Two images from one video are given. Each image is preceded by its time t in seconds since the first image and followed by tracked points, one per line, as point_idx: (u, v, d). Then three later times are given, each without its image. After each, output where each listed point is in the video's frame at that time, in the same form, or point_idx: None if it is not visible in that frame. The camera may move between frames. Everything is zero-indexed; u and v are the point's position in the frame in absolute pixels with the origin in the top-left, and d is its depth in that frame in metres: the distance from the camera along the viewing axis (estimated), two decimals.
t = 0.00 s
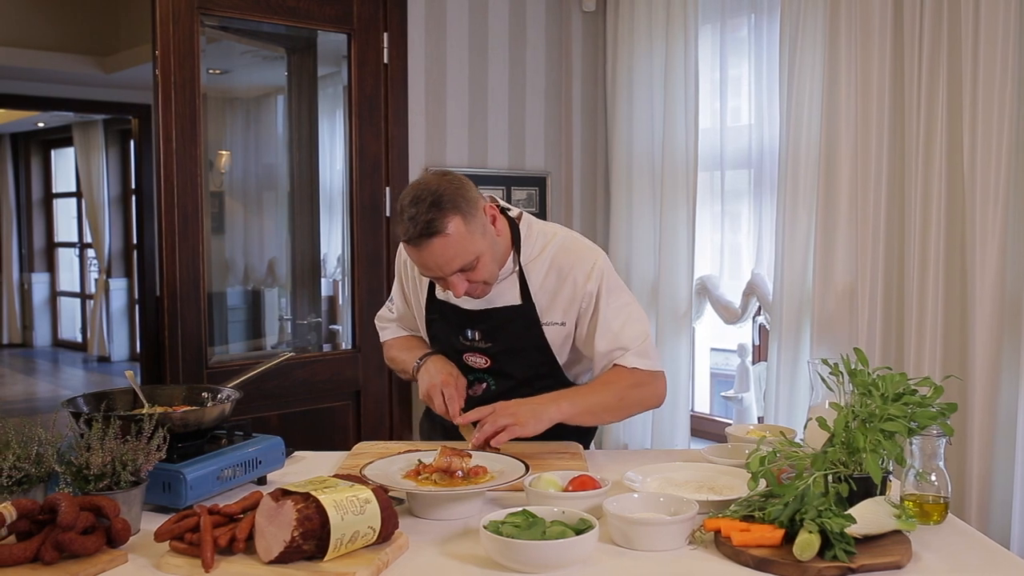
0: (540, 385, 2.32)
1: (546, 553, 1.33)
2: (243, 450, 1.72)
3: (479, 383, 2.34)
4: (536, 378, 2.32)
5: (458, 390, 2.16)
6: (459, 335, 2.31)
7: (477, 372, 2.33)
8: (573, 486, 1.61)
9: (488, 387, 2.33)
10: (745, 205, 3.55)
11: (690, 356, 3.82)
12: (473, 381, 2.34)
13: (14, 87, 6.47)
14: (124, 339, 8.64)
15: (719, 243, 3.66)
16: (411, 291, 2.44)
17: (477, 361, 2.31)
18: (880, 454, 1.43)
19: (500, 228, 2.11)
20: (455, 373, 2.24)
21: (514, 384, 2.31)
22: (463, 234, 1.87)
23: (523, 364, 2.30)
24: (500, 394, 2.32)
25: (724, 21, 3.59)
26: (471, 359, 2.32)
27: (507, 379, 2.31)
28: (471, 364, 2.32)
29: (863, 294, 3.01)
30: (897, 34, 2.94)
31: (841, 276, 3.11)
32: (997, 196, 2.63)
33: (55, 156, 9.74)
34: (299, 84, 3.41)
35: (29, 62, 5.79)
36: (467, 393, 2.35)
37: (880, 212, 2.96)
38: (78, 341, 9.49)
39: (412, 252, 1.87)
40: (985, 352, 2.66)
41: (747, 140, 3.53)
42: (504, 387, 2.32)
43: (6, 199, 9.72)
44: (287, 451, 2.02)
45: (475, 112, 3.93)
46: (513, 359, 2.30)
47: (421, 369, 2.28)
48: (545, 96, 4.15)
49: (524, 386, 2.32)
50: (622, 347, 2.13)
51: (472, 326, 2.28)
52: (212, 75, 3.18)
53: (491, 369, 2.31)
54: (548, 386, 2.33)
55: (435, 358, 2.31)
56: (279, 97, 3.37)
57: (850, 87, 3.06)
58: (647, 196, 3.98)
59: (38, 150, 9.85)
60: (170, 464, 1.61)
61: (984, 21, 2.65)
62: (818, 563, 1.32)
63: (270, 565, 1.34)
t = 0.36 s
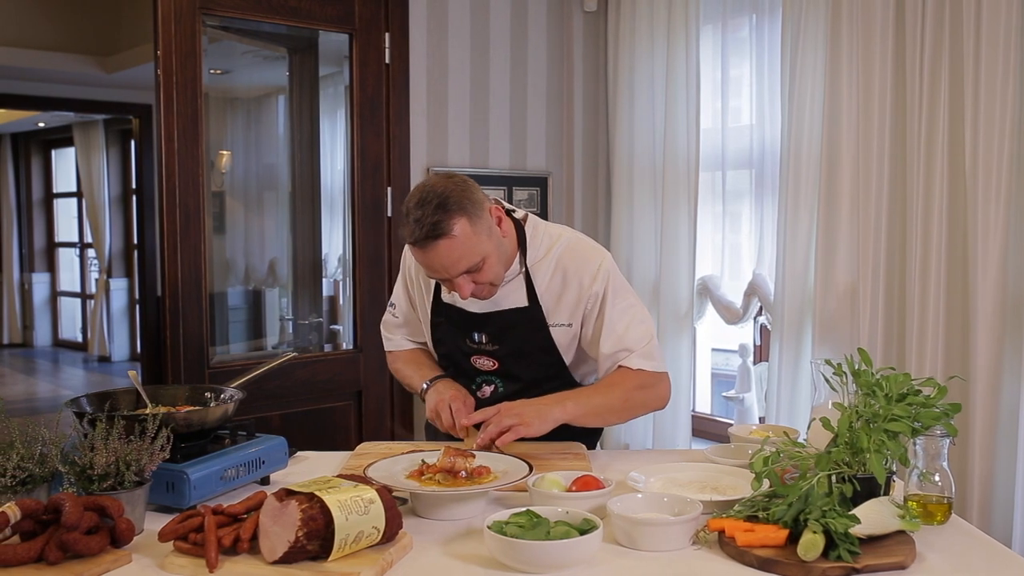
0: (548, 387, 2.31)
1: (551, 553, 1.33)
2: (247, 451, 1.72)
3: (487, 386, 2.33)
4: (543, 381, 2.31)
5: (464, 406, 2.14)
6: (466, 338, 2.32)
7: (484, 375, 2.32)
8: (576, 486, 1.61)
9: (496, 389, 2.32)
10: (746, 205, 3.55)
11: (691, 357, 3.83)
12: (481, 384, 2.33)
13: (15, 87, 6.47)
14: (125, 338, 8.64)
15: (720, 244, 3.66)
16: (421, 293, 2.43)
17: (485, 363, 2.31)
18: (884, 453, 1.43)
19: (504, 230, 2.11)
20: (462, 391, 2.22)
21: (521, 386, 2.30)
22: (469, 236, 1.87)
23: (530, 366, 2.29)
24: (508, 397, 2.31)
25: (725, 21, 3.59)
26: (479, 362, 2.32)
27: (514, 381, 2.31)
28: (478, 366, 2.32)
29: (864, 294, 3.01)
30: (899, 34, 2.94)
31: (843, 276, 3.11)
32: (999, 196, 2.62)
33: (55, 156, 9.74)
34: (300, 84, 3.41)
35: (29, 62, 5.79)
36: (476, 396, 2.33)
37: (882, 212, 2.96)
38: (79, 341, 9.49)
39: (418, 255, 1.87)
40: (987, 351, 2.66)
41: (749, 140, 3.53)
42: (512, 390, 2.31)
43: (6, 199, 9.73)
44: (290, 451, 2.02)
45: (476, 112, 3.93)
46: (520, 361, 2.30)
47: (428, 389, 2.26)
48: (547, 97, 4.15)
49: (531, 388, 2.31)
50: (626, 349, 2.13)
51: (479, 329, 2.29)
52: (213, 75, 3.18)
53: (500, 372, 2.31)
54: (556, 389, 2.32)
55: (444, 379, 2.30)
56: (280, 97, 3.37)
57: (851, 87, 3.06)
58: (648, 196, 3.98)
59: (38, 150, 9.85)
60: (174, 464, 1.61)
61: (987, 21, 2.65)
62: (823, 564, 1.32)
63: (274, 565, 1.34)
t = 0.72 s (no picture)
0: (547, 386, 2.31)
1: (553, 553, 1.33)
2: (248, 451, 1.72)
3: (486, 385, 2.31)
4: (542, 380, 2.30)
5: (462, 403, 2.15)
6: (465, 337, 2.31)
7: (483, 374, 2.31)
8: (578, 486, 1.61)
9: (494, 388, 2.31)
10: (746, 205, 3.55)
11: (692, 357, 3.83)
12: (480, 383, 2.32)
13: (16, 87, 6.47)
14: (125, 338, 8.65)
15: (721, 244, 3.66)
16: (416, 297, 2.44)
17: (483, 363, 2.30)
18: (886, 454, 1.42)
19: (501, 227, 2.11)
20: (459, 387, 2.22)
21: (520, 385, 2.29)
22: (466, 230, 1.87)
23: (528, 365, 2.29)
24: (506, 396, 2.30)
25: (725, 22, 3.59)
26: (477, 361, 2.31)
27: (512, 379, 2.30)
28: (476, 366, 2.31)
29: (865, 294, 3.01)
30: (900, 34, 2.94)
31: (843, 276, 3.11)
32: (1000, 195, 2.62)
33: (55, 156, 9.74)
34: (300, 84, 3.41)
35: (29, 62, 5.79)
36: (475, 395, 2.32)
37: (882, 212, 2.96)
38: (79, 341, 9.48)
39: (415, 249, 1.87)
40: (988, 351, 2.66)
41: (749, 140, 3.53)
42: (510, 389, 2.30)
43: (6, 199, 9.73)
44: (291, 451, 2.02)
45: (476, 112, 3.93)
46: (519, 360, 2.29)
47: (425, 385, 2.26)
48: (547, 97, 4.15)
49: (530, 387, 2.30)
50: (624, 347, 2.14)
51: (477, 328, 2.29)
52: (214, 76, 3.18)
53: (498, 371, 2.30)
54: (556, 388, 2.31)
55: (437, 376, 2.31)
56: (280, 97, 3.37)
57: (852, 87, 3.06)
58: (648, 196, 3.98)
59: (38, 150, 9.85)
60: (175, 464, 1.61)
61: (988, 22, 2.65)
62: (825, 564, 1.32)
63: (276, 565, 1.34)
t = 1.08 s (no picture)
0: (546, 386, 2.31)
1: (555, 553, 1.33)
2: (250, 451, 1.72)
3: (483, 385, 2.31)
4: (540, 380, 2.30)
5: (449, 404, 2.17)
6: (461, 338, 2.31)
7: (480, 374, 2.31)
8: (580, 486, 1.61)
9: (492, 389, 2.31)
10: (747, 205, 3.55)
11: (692, 357, 3.83)
12: (477, 383, 2.32)
13: (17, 87, 6.47)
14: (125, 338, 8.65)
15: (721, 244, 3.66)
16: (414, 298, 2.43)
17: (480, 364, 2.30)
18: (888, 454, 1.42)
19: (501, 226, 2.12)
20: (443, 390, 2.23)
21: (518, 385, 2.29)
22: (469, 228, 1.87)
23: (526, 365, 2.28)
24: (504, 396, 2.29)
25: (726, 22, 3.59)
26: (475, 362, 2.31)
27: (511, 379, 2.30)
28: (473, 367, 2.31)
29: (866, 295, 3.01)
30: (901, 34, 2.94)
31: (844, 276, 3.11)
32: (1001, 195, 2.62)
33: (56, 156, 9.74)
34: (301, 84, 3.41)
35: (30, 62, 5.79)
36: (471, 397, 2.32)
37: (883, 212, 2.95)
38: (79, 341, 9.48)
39: (417, 245, 1.87)
40: (989, 351, 2.66)
41: (750, 140, 3.53)
42: (508, 389, 2.30)
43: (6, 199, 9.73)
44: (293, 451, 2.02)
45: (477, 112, 3.93)
46: (517, 360, 2.28)
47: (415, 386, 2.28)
48: (548, 97, 4.15)
49: (528, 387, 2.30)
50: (622, 353, 2.19)
51: (474, 328, 2.28)
52: (214, 76, 3.18)
53: (495, 372, 2.30)
54: (554, 389, 2.32)
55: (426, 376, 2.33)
56: (280, 97, 3.37)
57: (853, 87, 3.06)
58: (648, 196, 3.98)
59: (38, 150, 9.84)
60: (177, 464, 1.61)
61: (990, 21, 2.65)
62: (827, 564, 1.32)
63: (279, 565, 1.34)
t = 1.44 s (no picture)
0: (546, 387, 2.30)
1: (558, 553, 1.33)
2: (253, 451, 1.72)
3: (482, 387, 2.31)
4: (538, 381, 2.30)
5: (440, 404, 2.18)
6: (460, 340, 2.31)
7: (479, 376, 2.31)
8: (583, 486, 1.61)
9: (491, 390, 2.30)
10: (748, 205, 3.56)
11: (693, 358, 3.83)
12: (477, 385, 2.32)
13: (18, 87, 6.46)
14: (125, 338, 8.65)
15: (722, 244, 3.66)
16: (410, 302, 2.44)
17: (479, 366, 2.30)
18: (891, 454, 1.42)
19: (498, 229, 2.12)
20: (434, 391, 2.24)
21: (518, 386, 2.29)
22: (466, 231, 1.87)
23: (525, 366, 2.28)
24: (503, 397, 2.29)
25: (727, 22, 3.59)
26: (474, 364, 2.31)
27: (510, 381, 2.29)
28: (472, 369, 2.31)
29: (867, 295, 3.00)
30: (903, 34, 2.94)
31: (846, 276, 3.11)
32: (1003, 195, 2.62)
33: (56, 155, 9.74)
34: (301, 84, 3.41)
35: (32, 62, 5.79)
36: (471, 399, 2.31)
37: (885, 212, 2.96)
38: (79, 341, 9.47)
39: (414, 250, 1.87)
40: (991, 351, 2.66)
41: (751, 140, 3.53)
42: (507, 391, 2.29)
43: (6, 199, 9.73)
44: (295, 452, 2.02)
45: (478, 112, 3.93)
46: (516, 361, 2.28)
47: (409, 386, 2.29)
48: (549, 97, 4.15)
49: (528, 388, 2.30)
50: (618, 353, 2.20)
51: (472, 331, 2.28)
52: (215, 75, 3.18)
53: (494, 373, 2.29)
54: (553, 389, 2.31)
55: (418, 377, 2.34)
56: (281, 97, 3.36)
57: (855, 87, 3.06)
58: (649, 196, 3.98)
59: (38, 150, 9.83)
60: (180, 465, 1.61)
61: (992, 21, 2.65)
62: (831, 564, 1.32)
63: (283, 565, 1.34)
